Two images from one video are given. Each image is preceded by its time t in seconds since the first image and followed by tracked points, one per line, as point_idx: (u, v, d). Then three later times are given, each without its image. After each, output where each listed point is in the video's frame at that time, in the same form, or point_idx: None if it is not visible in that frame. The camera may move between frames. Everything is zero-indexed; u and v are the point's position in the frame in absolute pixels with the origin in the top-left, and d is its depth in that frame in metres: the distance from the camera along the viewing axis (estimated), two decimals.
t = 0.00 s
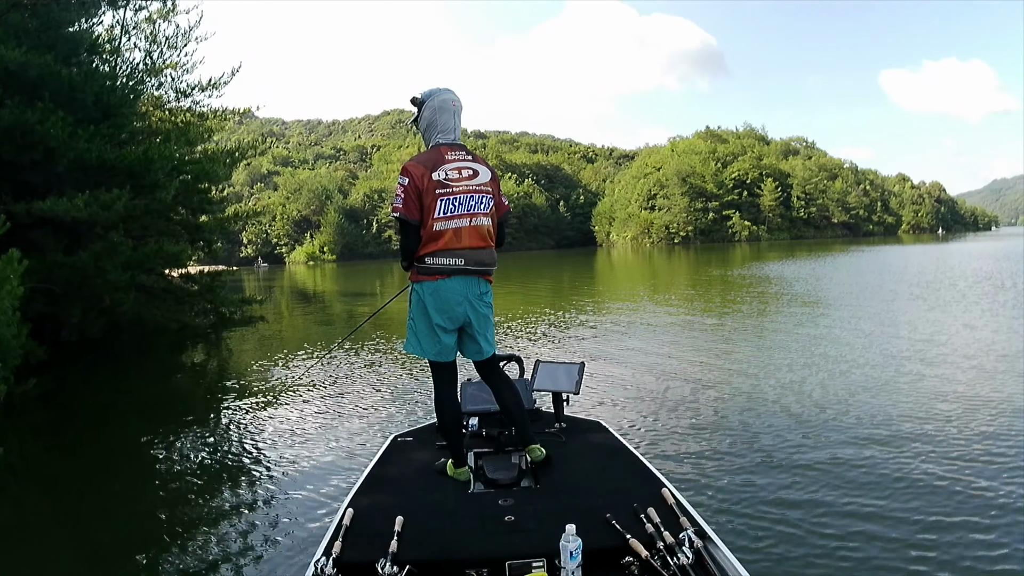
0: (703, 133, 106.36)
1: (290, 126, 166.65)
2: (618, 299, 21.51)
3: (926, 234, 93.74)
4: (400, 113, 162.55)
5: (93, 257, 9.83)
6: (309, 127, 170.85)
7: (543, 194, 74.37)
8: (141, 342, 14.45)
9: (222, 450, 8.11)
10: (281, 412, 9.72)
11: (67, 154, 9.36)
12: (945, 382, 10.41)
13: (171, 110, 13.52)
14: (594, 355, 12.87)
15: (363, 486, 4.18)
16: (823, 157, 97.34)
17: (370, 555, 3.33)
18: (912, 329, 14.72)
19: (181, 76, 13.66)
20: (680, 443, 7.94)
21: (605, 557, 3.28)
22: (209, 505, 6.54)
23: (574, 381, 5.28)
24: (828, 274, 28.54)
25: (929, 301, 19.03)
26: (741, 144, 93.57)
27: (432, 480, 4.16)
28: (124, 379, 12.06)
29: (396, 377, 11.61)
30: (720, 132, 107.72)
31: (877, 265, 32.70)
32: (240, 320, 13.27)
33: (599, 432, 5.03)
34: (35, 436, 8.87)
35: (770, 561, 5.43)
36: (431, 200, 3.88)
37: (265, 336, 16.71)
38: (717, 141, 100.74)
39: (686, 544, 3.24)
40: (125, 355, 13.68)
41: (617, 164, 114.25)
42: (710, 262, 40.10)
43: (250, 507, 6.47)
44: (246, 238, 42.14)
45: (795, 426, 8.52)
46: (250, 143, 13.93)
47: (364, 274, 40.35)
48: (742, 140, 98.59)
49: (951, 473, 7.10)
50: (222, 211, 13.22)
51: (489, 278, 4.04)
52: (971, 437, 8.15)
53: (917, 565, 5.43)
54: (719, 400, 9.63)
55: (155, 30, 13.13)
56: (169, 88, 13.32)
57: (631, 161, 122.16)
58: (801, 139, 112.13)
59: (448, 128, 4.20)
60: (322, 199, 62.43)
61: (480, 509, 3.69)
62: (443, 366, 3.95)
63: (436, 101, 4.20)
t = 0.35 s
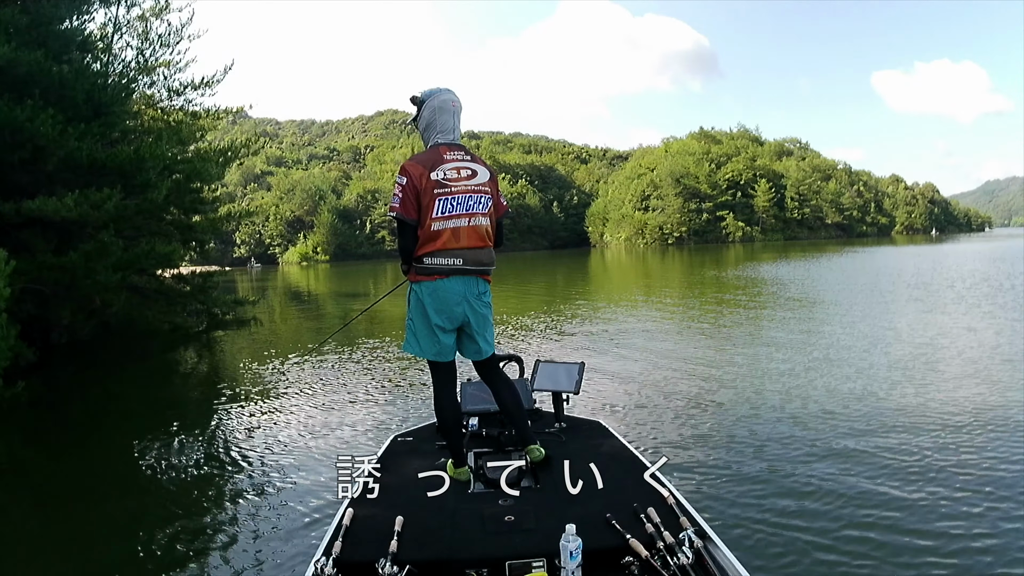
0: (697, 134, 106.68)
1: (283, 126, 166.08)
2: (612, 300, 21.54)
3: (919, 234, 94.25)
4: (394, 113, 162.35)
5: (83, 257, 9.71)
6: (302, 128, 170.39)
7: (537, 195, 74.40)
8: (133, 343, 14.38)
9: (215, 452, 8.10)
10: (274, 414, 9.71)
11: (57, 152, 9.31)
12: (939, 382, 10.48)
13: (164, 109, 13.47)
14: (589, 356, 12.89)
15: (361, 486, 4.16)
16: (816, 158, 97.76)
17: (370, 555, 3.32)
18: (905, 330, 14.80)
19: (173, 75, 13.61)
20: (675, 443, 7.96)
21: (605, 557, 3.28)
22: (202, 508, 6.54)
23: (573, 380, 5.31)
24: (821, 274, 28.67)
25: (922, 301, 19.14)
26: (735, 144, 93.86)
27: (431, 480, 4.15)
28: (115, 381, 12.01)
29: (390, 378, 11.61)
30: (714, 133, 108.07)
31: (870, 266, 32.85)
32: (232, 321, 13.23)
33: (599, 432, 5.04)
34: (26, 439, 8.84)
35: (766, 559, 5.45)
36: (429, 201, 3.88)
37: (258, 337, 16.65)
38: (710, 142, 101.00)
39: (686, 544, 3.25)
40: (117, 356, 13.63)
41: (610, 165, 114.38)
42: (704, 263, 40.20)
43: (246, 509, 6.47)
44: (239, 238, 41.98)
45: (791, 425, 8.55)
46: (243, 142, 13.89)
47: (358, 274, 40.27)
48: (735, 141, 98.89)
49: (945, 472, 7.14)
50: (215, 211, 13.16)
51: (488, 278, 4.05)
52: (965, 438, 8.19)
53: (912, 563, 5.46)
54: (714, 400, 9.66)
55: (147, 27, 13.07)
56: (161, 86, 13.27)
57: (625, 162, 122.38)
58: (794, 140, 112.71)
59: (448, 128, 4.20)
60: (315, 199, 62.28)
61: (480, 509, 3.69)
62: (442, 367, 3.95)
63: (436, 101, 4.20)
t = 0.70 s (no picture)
0: (692, 136, 106.94)
1: (277, 124, 165.46)
2: (605, 301, 21.57)
3: (912, 237, 94.74)
4: (389, 112, 162.05)
5: (73, 254, 9.51)
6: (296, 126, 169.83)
7: (531, 195, 74.40)
8: (124, 340, 14.30)
9: (207, 451, 8.07)
10: (266, 413, 9.68)
11: (48, 147, 9.27)
12: (932, 384, 10.55)
13: (157, 104, 13.40)
14: (583, 356, 12.91)
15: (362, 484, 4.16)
16: (810, 161, 98.15)
17: (369, 555, 3.31)
18: (897, 332, 14.88)
19: (167, 70, 13.53)
20: (670, 443, 7.99)
21: (605, 557, 3.28)
22: (197, 508, 6.52)
23: (573, 380, 5.32)
24: (815, 276, 28.77)
25: (915, 304, 19.23)
26: (729, 146, 94.06)
27: (431, 480, 4.15)
28: (106, 379, 11.96)
29: (383, 377, 11.61)
30: (709, 135, 108.37)
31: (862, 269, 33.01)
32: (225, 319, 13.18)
33: (599, 431, 5.06)
34: (15, 437, 8.80)
35: (761, 556, 5.47)
36: (430, 200, 3.88)
37: (250, 335, 16.58)
38: (704, 144, 101.28)
39: (686, 544, 3.25)
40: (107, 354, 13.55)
41: (605, 166, 114.45)
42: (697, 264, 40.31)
43: (242, 509, 6.47)
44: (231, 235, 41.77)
45: (785, 425, 8.59)
46: (236, 138, 13.83)
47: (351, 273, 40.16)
48: (729, 143, 99.21)
49: (938, 473, 7.18)
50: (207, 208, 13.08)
51: (487, 278, 4.05)
52: (958, 438, 8.25)
53: (907, 560, 5.48)
54: (709, 400, 9.68)
55: (141, 22, 12.99)
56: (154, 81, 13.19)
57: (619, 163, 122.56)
58: (788, 142, 113.24)
59: (449, 128, 4.20)
60: (308, 198, 62.08)
61: (480, 509, 3.69)
62: (441, 367, 3.95)
63: (437, 101, 4.20)
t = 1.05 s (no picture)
0: (685, 136, 107.17)
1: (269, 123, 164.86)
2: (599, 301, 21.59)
3: (905, 238, 95.16)
4: (383, 111, 161.73)
5: (63, 252, 9.41)
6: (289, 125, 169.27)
7: (524, 195, 74.39)
8: (116, 340, 14.22)
9: (200, 453, 8.02)
10: (259, 414, 9.65)
11: (38, 144, 9.23)
12: (925, 386, 10.62)
13: (149, 102, 13.33)
14: (579, 357, 12.92)
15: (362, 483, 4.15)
16: (804, 161, 98.51)
17: (369, 555, 3.31)
18: (890, 333, 14.95)
19: (160, 68, 13.47)
20: (665, 443, 8.01)
21: (605, 557, 3.28)
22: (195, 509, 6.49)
23: (573, 380, 5.35)
24: (808, 277, 28.90)
25: (908, 306, 19.32)
26: (723, 147, 94.30)
27: (431, 480, 4.15)
28: (98, 379, 11.90)
29: (377, 378, 11.61)
30: (703, 135, 108.61)
31: (854, 270, 33.20)
32: (217, 319, 13.13)
33: (599, 431, 5.08)
34: (6, 437, 8.77)
35: (757, 560, 5.50)
36: (429, 200, 3.87)
37: (242, 335, 16.51)
38: (698, 144, 101.56)
39: (686, 544, 3.26)
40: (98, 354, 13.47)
41: (598, 166, 114.50)
42: (691, 264, 40.37)
43: (241, 509, 6.45)
44: (224, 234, 41.58)
45: (780, 426, 8.63)
46: (230, 137, 13.76)
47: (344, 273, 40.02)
48: (723, 143, 99.49)
49: (932, 474, 7.24)
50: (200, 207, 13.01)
51: (486, 278, 4.05)
52: (951, 439, 8.31)
53: (901, 566, 5.53)
54: (703, 401, 9.71)
55: (133, 18, 12.92)
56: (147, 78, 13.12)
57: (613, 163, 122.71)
58: (781, 142, 113.61)
59: (447, 128, 4.20)
60: (302, 197, 61.90)
61: (480, 509, 3.68)
62: (441, 366, 3.94)
63: (436, 101, 4.20)
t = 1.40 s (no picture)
0: (680, 137, 107.40)
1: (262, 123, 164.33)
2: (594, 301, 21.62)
3: (898, 238, 95.56)
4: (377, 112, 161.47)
5: (53, 253, 9.37)
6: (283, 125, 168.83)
7: (519, 196, 74.43)
8: (109, 342, 14.15)
9: (194, 455, 8.02)
10: (254, 416, 9.63)
11: (27, 143, 9.18)
12: (920, 386, 10.66)
13: (142, 101, 13.27)
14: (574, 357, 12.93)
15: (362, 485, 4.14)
16: (797, 162, 98.87)
17: (369, 555, 3.30)
18: (884, 334, 15.00)
19: (152, 67, 13.41)
20: (662, 443, 8.03)
21: (605, 557, 3.28)
22: (192, 512, 6.47)
23: (574, 380, 5.35)
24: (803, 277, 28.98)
25: (903, 306, 19.39)
26: (718, 147, 94.53)
27: (431, 480, 4.14)
28: (90, 381, 11.87)
29: (371, 379, 11.61)
30: (697, 136, 108.88)
31: (848, 270, 33.35)
32: (210, 320, 13.10)
33: (599, 430, 5.08)
34: None
35: (754, 560, 5.51)
36: (428, 200, 3.88)
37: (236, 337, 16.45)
38: (692, 144, 101.78)
39: (686, 544, 3.26)
40: (90, 356, 13.41)
41: (593, 167, 114.66)
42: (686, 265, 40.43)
43: (239, 511, 6.45)
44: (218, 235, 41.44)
45: (777, 427, 8.65)
46: (223, 136, 13.71)
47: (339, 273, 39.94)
48: (718, 144, 99.75)
49: (927, 474, 7.27)
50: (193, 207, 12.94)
51: (485, 278, 4.05)
52: (946, 439, 8.35)
53: (899, 563, 5.54)
54: (699, 402, 9.73)
55: (126, 17, 12.86)
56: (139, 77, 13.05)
57: (607, 163, 122.88)
58: (775, 143, 114.03)
59: (446, 127, 4.21)
60: (295, 197, 61.75)
61: (480, 509, 3.68)
62: (441, 366, 3.95)
63: (434, 100, 4.20)
